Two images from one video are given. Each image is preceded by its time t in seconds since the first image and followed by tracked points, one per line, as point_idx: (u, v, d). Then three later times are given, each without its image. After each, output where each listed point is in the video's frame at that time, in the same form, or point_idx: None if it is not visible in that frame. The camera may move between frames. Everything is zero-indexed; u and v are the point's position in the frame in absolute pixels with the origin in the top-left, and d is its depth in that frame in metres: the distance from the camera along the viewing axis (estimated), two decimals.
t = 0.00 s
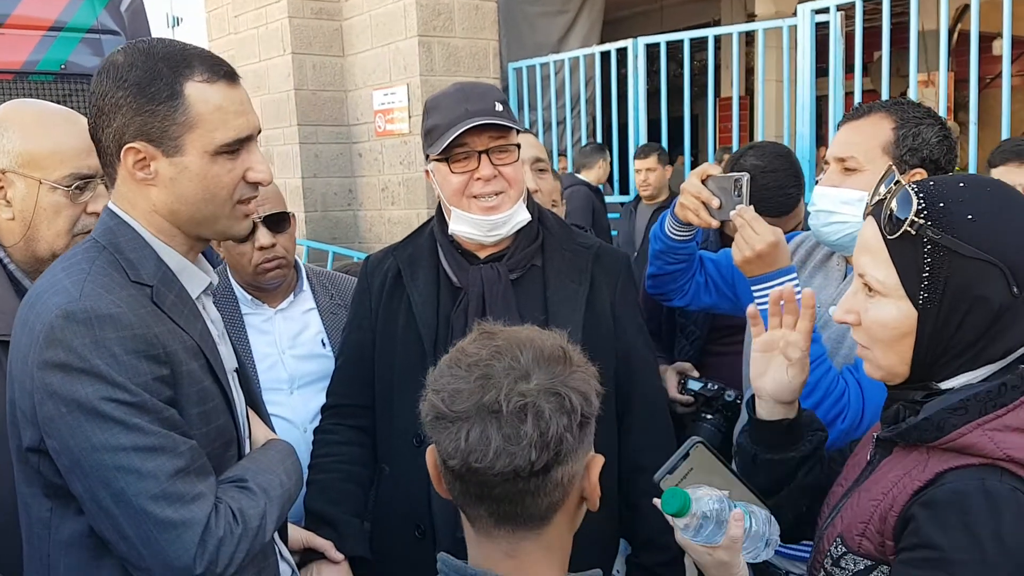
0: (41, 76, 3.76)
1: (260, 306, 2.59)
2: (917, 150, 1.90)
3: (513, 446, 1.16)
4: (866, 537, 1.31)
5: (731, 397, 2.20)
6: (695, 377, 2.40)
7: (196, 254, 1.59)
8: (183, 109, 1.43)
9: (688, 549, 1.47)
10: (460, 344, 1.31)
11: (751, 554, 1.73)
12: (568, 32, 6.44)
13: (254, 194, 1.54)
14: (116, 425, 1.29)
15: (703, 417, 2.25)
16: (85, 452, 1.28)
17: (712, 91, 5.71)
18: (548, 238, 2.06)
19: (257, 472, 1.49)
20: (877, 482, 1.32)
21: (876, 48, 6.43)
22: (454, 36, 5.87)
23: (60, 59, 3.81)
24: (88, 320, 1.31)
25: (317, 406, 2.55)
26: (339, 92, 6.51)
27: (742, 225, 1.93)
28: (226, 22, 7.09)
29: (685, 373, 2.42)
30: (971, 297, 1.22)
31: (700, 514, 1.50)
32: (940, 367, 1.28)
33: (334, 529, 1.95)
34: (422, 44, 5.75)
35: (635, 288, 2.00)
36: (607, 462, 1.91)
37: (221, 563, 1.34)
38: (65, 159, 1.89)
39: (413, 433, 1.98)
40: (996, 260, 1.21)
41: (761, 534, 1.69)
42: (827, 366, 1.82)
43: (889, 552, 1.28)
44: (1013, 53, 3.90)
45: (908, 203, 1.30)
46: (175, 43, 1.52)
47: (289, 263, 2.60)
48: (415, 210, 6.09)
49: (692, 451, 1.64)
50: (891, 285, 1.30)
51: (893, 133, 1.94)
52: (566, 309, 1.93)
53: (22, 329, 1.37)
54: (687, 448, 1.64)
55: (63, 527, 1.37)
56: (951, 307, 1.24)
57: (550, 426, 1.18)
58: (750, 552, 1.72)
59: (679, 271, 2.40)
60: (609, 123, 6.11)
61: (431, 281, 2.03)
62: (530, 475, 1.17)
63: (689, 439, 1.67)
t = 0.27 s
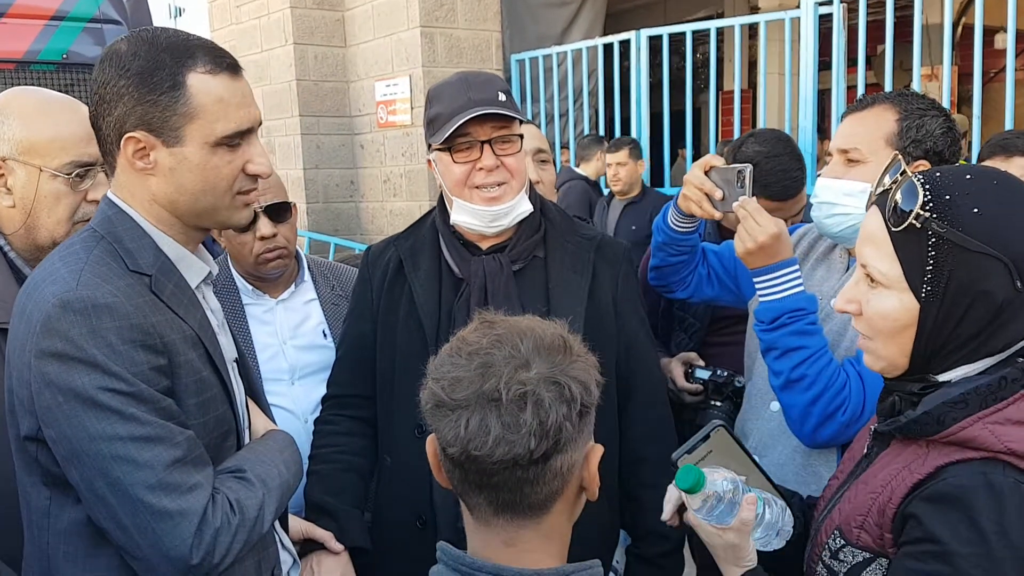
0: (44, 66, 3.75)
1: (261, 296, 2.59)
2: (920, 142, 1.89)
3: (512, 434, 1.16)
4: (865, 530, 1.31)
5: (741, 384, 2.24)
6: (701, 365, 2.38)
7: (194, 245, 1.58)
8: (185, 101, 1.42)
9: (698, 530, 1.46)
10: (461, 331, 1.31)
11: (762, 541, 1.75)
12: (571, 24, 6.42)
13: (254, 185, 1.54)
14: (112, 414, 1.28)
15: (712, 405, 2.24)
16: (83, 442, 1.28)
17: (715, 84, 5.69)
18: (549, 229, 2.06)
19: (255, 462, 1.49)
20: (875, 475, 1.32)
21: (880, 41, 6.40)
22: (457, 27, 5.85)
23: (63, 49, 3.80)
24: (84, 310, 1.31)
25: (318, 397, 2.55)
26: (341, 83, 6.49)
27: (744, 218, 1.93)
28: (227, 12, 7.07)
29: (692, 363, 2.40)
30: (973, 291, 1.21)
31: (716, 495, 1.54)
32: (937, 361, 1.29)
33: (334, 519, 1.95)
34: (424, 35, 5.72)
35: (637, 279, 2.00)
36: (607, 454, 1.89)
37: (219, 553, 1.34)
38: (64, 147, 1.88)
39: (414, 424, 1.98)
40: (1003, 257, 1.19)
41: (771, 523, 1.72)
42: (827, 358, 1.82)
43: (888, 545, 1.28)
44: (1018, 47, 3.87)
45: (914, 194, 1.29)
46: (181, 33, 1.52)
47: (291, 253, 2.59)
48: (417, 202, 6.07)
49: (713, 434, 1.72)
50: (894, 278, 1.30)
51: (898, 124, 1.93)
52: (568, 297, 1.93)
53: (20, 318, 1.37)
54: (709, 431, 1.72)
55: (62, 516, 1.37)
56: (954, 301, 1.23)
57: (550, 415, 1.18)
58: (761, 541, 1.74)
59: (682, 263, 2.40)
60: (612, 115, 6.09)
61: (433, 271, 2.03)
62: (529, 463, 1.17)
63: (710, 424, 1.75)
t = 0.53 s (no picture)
0: (47, 60, 3.71)
1: (265, 292, 2.58)
2: (926, 141, 1.88)
3: (519, 432, 1.15)
4: (866, 526, 1.31)
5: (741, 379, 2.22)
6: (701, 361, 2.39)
7: (195, 238, 1.58)
8: (189, 96, 1.42)
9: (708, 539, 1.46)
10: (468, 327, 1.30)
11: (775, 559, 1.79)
12: (576, 21, 6.41)
13: (253, 184, 1.53)
14: (117, 407, 1.28)
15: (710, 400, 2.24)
16: (88, 435, 1.28)
17: (719, 82, 5.67)
18: (553, 225, 2.05)
19: (259, 455, 1.49)
20: (875, 471, 1.32)
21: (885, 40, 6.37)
22: (461, 24, 5.84)
23: (67, 43, 3.74)
24: (88, 303, 1.31)
25: (321, 392, 2.54)
26: (344, 79, 6.48)
27: (750, 216, 1.92)
28: (231, 8, 7.06)
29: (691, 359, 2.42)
30: (977, 289, 1.21)
31: (728, 507, 1.57)
32: (939, 359, 1.28)
33: (337, 515, 1.94)
34: (428, 32, 5.70)
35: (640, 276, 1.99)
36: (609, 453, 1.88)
37: (225, 546, 1.33)
38: (68, 140, 1.88)
39: (417, 420, 1.97)
40: (1005, 254, 1.19)
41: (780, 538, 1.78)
42: (832, 358, 1.82)
43: (889, 541, 1.27)
44: None
45: (915, 193, 1.28)
46: (188, 28, 1.52)
47: (294, 249, 2.59)
48: (420, 199, 6.06)
49: (726, 450, 1.74)
50: (897, 277, 1.29)
51: (904, 123, 1.92)
52: (571, 293, 1.92)
53: (24, 310, 1.37)
54: (721, 447, 1.74)
55: (66, 510, 1.38)
56: (957, 299, 1.23)
57: (557, 413, 1.17)
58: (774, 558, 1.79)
59: (687, 260, 2.40)
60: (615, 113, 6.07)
61: (436, 267, 2.02)
62: (535, 461, 1.16)
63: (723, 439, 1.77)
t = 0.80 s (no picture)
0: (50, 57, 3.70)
1: (267, 289, 2.57)
2: (931, 141, 1.88)
3: (525, 433, 1.15)
4: (863, 518, 1.32)
5: (741, 376, 2.27)
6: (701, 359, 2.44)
7: (199, 234, 1.59)
8: (189, 89, 1.43)
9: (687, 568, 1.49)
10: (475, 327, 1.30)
11: None
12: (578, 20, 6.40)
13: (256, 177, 1.54)
14: (123, 401, 1.29)
15: (711, 397, 2.29)
16: (94, 429, 1.28)
17: (721, 81, 5.67)
18: (555, 223, 2.06)
19: (264, 451, 1.49)
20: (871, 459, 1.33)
21: (887, 40, 6.36)
22: (462, 22, 5.83)
23: (69, 40, 3.74)
24: (95, 297, 1.31)
25: (323, 390, 2.55)
26: (346, 77, 6.48)
27: (755, 215, 1.93)
28: (233, 6, 7.06)
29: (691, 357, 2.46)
30: (988, 295, 1.21)
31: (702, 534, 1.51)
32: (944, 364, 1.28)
33: (338, 512, 1.95)
34: (430, 30, 5.71)
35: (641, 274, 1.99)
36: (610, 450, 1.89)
37: (229, 541, 1.34)
38: (71, 136, 1.89)
39: (418, 417, 1.97)
40: (1013, 260, 1.20)
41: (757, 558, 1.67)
42: (837, 357, 1.82)
43: (885, 532, 1.29)
44: None
45: (924, 199, 1.27)
46: (188, 23, 1.52)
47: (296, 246, 2.59)
48: (422, 197, 6.05)
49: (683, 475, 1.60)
50: (907, 284, 1.28)
51: (909, 123, 1.92)
52: (573, 292, 1.92)
53: (30, 304, 1.37)
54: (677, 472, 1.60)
55: (70, 504, 1.38)
56: (967, 305, 1.23)
57: (563, 413, 1.17)
58: None
59: (689, 259, 2.40)
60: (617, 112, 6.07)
61: (437, 263, 2.03)
62: (541, 463, 1.16)
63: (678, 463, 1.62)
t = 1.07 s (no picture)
0: (52, 52, 3.71)
1: (268, 284, 2.57)
2: (933, 136, 1.89)
3: (515, 434, 1.15)
4: (870, 526, 1.31)
5: (742, 368, 2.27)
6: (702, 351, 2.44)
7: (205, 227, 1.59)
8: (198, 83, 1.43)
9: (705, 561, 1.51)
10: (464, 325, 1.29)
11: None
12: (581, 16, 6.39)
13: (263, 172, 1.54)
14: (122, 393, 1.29)
15: (713, 388, 2.29)
16: (93, 420, 1.29)
17: (724, 78, 5.66)
18: (557, 218, 2.05)
19: (262, 446, 1.49)
20: (879, 468, 1.32)
21: (890, 37, 6.34)
22: (465, 18, 5.83)
23: (72, 35, 3.74)
24: (97, 289, 1.32)
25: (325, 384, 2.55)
26: (349, 73, 6.48)
27: (758, 209, 1.92)
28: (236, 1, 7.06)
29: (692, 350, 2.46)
30: (986, 278, 1.21)
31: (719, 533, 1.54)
32: (942, 352, 1.28)
33: (337, 506, 1.95)
34: (433, 26, 5.71)
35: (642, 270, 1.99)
36: (610, 446, 1.89)
37: (225, 535, 1.34)
38: (74, 130, 1.89)
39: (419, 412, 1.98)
40: (1013, 243, 1.20)
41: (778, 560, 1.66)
42: (838, 352, 1.82)
43: (893, 540, 1.28)
44: None
45: (928, 182, 1.28)
46: (200, 17, 1.53)
47: (298, 241, 2.59)
48: (424, 193, 6.05)
49: (710, 473, 1.72)
50: (907, 264, 1.29)
51: (910, 118, 1.92)
52: (573, 288, 1.92)
53: (33, 294, 1.38)
54: (704, 470, 1.72)
55: (68, 493, 1.40)
56: (965, 287, 1.23)
57: (552, 413, 1.16)
58: None
59: (692, 255, 2.39)
60: (619, 108, 6.06)
61: (438, 258, 2.03)
62: (531, 463, 1.15)
63: (705, 461, 1.74)
